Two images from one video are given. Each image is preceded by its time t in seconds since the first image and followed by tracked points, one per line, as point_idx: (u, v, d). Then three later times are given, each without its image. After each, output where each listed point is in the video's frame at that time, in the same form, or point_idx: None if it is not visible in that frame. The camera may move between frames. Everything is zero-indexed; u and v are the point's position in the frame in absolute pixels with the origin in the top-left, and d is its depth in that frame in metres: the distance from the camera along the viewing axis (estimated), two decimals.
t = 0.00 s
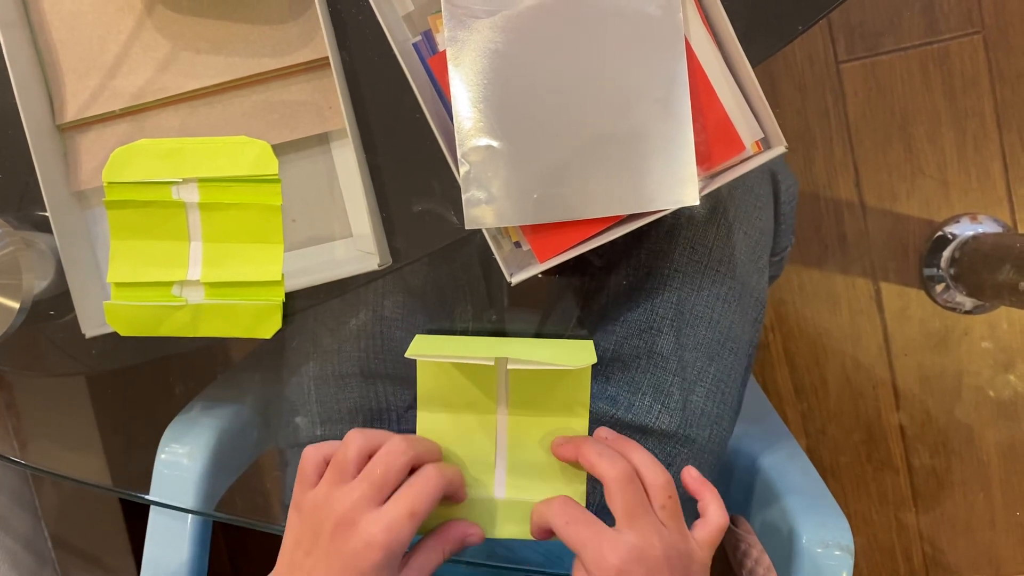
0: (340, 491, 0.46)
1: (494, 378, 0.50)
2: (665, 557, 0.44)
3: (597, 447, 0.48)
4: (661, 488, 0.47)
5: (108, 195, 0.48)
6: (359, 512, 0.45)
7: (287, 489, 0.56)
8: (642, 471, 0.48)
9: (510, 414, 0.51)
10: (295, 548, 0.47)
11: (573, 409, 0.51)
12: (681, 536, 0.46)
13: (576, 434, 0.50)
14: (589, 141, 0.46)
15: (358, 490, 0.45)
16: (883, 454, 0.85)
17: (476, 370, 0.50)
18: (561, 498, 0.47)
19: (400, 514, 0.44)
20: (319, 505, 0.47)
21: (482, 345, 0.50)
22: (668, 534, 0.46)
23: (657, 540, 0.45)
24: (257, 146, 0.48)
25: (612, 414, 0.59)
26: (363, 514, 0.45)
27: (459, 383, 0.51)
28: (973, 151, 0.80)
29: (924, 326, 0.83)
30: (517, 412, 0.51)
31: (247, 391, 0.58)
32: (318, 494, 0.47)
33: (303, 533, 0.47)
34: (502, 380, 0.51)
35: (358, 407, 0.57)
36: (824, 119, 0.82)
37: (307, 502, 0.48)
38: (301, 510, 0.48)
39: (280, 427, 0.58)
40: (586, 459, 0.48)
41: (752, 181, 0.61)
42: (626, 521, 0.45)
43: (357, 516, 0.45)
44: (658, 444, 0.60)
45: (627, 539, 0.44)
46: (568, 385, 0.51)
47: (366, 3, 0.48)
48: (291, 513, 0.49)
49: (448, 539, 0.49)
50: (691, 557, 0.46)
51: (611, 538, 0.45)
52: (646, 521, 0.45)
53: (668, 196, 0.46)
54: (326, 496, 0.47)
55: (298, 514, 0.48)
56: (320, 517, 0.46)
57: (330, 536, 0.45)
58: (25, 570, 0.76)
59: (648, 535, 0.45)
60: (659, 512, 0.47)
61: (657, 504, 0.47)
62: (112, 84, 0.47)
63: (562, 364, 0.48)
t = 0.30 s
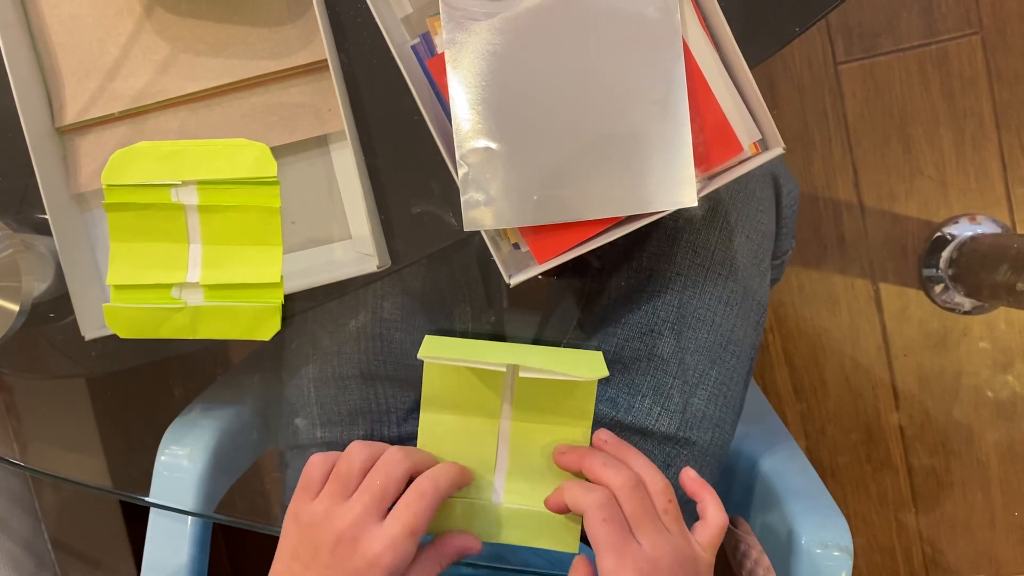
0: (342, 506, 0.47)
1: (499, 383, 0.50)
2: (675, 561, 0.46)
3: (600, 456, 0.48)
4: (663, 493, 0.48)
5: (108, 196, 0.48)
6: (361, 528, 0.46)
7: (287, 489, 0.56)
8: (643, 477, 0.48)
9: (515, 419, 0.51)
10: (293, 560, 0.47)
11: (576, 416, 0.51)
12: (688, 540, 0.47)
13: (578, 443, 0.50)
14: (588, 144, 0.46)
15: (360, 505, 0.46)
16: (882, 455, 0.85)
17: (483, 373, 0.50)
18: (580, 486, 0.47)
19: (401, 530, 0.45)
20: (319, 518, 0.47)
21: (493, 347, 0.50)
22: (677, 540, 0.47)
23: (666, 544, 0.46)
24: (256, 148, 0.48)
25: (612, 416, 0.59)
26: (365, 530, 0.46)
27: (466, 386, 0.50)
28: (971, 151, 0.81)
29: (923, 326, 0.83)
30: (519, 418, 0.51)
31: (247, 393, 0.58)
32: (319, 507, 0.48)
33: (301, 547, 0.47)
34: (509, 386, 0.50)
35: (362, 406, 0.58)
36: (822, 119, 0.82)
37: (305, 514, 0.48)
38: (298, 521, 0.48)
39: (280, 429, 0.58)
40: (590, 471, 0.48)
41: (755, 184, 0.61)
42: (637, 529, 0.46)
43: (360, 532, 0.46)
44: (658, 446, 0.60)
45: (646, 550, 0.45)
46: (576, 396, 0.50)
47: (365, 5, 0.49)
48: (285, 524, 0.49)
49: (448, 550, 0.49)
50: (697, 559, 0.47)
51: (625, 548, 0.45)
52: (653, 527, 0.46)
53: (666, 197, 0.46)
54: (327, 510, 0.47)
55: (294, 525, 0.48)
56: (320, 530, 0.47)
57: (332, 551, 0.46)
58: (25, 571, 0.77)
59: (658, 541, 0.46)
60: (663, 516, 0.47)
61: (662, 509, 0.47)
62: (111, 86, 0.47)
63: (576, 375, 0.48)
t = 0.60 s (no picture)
0: (351, 491, 0.47)
1: (496, 399, 0.49)
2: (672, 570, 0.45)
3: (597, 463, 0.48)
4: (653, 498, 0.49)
5: (106, 198, 0.48)
6: (369, 513, 0.46)
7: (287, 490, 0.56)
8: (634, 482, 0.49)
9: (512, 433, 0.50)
10: (287, 544, 0.46)
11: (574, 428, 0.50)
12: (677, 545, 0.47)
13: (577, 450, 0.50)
14: (586, 144, 0.46)
15: (371, 488, 0.46)
16: (881, 454, 0.85)
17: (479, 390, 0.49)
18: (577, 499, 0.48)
19: (411, 519, 0.45)
20: (322, 502, 0.47)
21: (486, 365, 0.49)
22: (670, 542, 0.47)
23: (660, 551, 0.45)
24: (254, 149, 0.48)
25: (611, 416, 0.59)
26: (372, 515, 0.46)
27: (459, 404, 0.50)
28: (969, 151, 0.81)
29: (921, 326, 0.83)
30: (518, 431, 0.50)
31: (246, 394, 0.58)
32: (324, 492, 0.47)
33: (297, 528, 0.46)
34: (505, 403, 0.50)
35: (365, 405, 0.58)
36: (821, 119, 0.82)
37: (307, 498, 0.47)
38: (297, 504, 0.47)
39: (280, 430, 0.58)
40: (585, 478, 0.48)
41: (755, 185, 0.61)
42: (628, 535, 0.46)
43: (366, 517, 0.46)
44: (657, 446, 0.60)
45: (639, 558, 0.44)
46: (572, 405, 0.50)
47: (363, 6, 0.49)
48: (281, 506, 0.49)
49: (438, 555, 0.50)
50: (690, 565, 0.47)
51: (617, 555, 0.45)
52: (648, 533, 0.46)
53: (665, 197, 0.46)
54: (333, 494, 0.47)
55: (293, 508, 0.47)
56: (322, 516, 0.46)
57: (334, 532, 0.45)
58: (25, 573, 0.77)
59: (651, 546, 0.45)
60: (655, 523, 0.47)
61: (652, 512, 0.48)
62: (110, 88, 0.47)
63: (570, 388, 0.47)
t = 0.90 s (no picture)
0: (359, 513, 0.45)
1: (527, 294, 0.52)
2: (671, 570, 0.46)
3: (585, 463, 0.50)
4: (647, 486, 0.49)
5: (104, 196, 0.48)
6: (378, 543, 0.45)
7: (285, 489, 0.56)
8: (623, 472, 0.50)
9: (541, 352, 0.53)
10: (293, 544, 0.46)
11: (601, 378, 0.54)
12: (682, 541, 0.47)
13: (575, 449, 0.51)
14: (584, 142, 0.46)
15: (380, 521, 0.45)
16: (881, 452, 0.85)
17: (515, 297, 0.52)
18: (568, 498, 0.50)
19: (420, 550, 0.46)
20: (326, 516, 0.45)
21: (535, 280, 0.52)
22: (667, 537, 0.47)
23: (660, 554, 0.46)
24: (253, 146, 0.48)
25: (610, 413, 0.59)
26: (382, 544, 0.45)
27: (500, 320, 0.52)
28: (968, 149, 0.80)
29: (922, 323, 0.82)
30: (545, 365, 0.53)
31: (246, 393, 0.57)
32: (327, 503, 0.45)
33: (301, 531, 0.46)
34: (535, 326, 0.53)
35: (365, 404, 0.58)
36: (820, 118, 0.82)
37: (311, 503, 0.46)
38: (301, 506, 0.46)
39: (279, 428, 0.58)
40: (574, 476, 0.50)
41: (753, 182, 0.62)
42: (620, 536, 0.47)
43: (375, 546, 0.45)
44: (656, 443, 0.60)
45: (632, 565, 0.46)
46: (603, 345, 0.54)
47: (361, 4, 0.49)
48: (282, 495, 0.48)
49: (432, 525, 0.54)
50: (700, 553, 0.47)
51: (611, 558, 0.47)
52: (642, 536, 0.47)
53: (663, 193, 0.46)
54: (337, 513, 0.45)
55: (295, 507, 0.46)
56: (326, 533, 0.45)
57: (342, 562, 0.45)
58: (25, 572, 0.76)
59: (649, 554, 0.46)
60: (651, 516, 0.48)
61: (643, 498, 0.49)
62: (109, 87, 0.48)
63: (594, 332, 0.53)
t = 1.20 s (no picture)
0: (313, 480, 0.49)
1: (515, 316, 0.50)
2: None
3: (598, 486, 0.50)
4: (666, 506, 0.51)
5: (104, 195, 0.48)
6: (330, 508, 0.48)
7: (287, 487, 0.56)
8: (642, 494, 0.51)
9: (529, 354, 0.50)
10: (264, 526, 0.50)
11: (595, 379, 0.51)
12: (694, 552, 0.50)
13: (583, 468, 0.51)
14: (583, 140, 0.46)
15: (332, 485, 0.48)
16: (879, 448, 0.84)
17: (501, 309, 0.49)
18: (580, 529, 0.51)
19: (374, 518, 0.48)
20: (289, 487, 0.49)
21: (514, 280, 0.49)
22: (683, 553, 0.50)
23: (676, 565, 0.49)
24: (252, 146, 0.48)
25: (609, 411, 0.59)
26: (333, 510, 0.48)
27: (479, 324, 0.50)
28: (965, 147, 0.77)
29: (921, 321, 0.77)
30: (538, 366, 0.50)
31: (246, 392, 0.57)
32: (290, 478, 0.50)
33: (271, 513, 0.50)
34: (527, 332, 0.50)
35: (364, 405, 0.57)
36: (818, 118, 0.84)
37: (277, 483, 0.50)
38: (273, 488, 0.51)
39: (279, 428, 0.57)
40: (587, 499, 0.50)
41: (751, 180, 0.62)
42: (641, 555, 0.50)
43: (325, 511, 0.48)
44: (655, 441, 0.60)
45: None
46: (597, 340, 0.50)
47: (359, 3, 0.49)
48: (263, 488, 0.52)
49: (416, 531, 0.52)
50: (716, 565, 0.50)
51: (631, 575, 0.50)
52: (659, 551, 0.49)
53: (661, 191, 0.46)
54: (298, 481, 0.49)
55: (268, 491, 0.51)
56: (287, 501, 0.49)
57: (295, 527, 0.48)
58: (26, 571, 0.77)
59: (666, 565, 0.49)
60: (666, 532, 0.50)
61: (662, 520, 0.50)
62: (108, 88, 0.48)
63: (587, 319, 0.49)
